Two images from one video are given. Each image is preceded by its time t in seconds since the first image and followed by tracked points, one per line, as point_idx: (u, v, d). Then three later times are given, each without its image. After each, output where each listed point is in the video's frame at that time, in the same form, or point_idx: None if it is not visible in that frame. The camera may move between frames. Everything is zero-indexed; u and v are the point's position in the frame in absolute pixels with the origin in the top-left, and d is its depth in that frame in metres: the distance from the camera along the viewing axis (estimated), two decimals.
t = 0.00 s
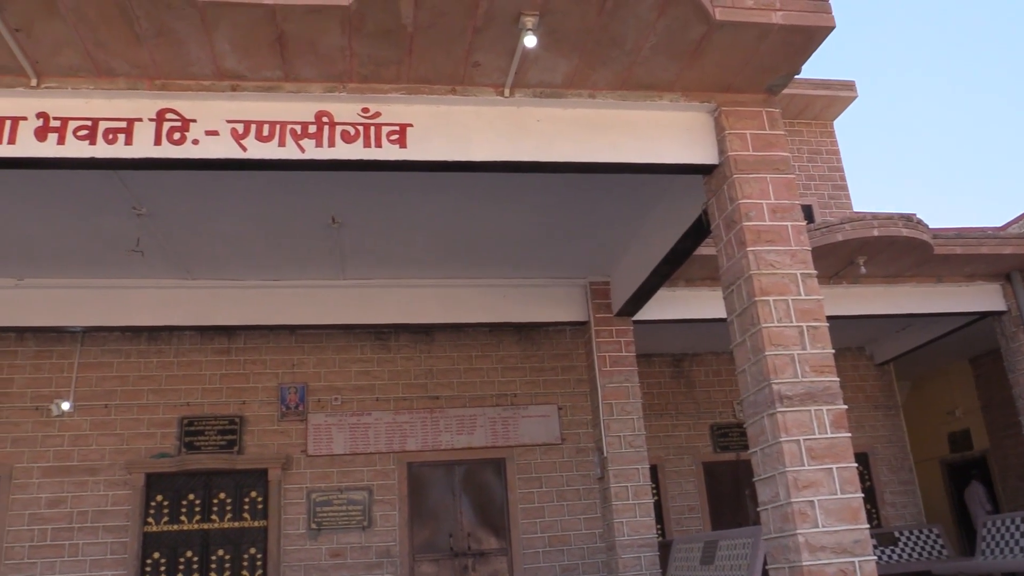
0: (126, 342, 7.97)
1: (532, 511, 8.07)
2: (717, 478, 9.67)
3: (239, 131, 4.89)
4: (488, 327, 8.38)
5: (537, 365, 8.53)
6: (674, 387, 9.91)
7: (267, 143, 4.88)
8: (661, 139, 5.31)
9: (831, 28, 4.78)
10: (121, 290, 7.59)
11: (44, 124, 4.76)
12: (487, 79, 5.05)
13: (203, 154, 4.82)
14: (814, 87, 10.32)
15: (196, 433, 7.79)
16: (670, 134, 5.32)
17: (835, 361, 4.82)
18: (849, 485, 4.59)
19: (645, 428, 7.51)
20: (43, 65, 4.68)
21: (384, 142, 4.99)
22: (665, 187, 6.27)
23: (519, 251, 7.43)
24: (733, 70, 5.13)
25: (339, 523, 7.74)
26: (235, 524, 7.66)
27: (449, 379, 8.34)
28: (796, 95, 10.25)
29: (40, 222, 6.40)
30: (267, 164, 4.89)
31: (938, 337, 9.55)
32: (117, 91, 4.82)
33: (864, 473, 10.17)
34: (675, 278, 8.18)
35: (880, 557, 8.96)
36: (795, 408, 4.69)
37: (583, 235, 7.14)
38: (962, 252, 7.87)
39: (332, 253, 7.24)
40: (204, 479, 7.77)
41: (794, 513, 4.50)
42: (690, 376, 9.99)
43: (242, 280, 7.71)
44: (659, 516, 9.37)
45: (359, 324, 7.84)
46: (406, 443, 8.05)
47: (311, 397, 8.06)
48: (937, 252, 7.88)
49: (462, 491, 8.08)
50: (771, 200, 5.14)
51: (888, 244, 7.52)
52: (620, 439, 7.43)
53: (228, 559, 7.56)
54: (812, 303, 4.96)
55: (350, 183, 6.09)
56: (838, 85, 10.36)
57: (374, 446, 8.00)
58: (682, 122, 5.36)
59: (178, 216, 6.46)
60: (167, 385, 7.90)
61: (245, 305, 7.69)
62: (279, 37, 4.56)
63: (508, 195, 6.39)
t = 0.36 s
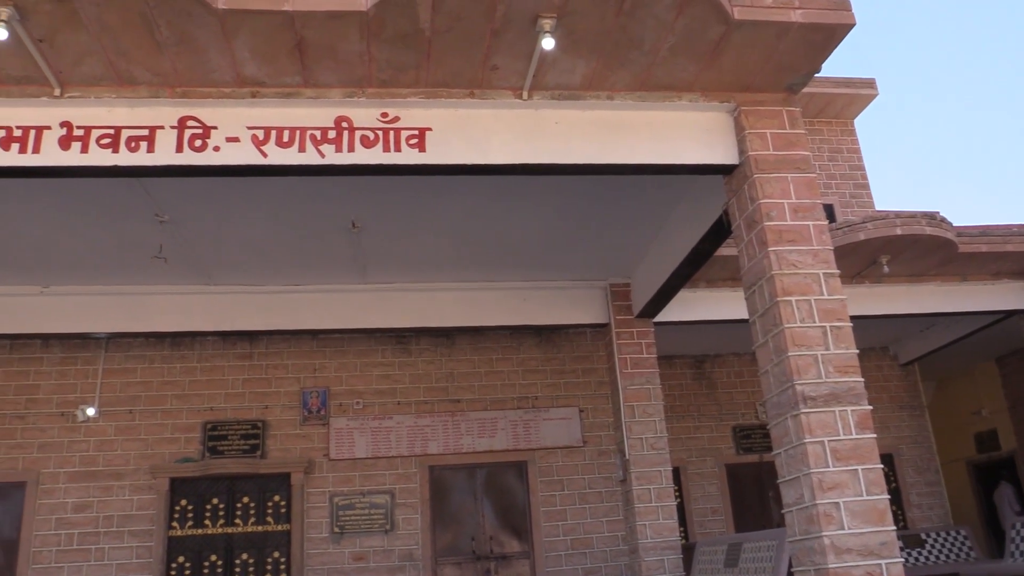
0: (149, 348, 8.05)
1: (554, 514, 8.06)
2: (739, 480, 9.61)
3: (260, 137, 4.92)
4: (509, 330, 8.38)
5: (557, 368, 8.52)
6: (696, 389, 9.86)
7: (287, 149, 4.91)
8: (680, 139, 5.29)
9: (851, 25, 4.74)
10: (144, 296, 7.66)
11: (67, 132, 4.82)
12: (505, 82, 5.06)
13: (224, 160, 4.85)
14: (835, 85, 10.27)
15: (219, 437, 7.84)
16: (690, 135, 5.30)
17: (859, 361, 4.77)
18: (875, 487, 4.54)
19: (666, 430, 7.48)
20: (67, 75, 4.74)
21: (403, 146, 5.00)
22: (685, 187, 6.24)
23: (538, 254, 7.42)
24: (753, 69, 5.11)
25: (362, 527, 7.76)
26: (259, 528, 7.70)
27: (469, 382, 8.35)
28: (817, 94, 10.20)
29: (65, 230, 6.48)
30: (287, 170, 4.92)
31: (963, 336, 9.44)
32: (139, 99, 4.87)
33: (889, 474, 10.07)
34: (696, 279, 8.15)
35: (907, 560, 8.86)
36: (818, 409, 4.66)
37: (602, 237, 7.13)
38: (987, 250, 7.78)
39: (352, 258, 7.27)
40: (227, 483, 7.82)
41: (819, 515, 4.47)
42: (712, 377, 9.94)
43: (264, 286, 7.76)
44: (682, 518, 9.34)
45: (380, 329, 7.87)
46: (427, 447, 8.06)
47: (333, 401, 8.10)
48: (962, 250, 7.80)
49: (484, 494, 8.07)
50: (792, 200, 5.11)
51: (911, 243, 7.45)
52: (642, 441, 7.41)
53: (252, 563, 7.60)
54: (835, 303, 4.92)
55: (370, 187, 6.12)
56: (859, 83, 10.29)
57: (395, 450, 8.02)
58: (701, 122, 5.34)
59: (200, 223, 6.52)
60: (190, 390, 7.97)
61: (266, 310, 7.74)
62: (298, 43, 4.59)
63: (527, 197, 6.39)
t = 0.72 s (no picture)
0: (174, 352, 8.12)
1: (578, 515, 8.04)
2: (764, 481, 9.54)
3: (281, 141, 4.95)
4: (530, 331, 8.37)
5: (579, 369, 8.50)
6: (719, 389, 9.80)
7: (309, 153, 4.94)
8: (702, 138, 5.26)
9: (874, 21, 4.70)
10: (169, 301, 7.73)
11: (92, 139, 4.88)
12: (525, 83, 5.06)
13: (246, 165, 4.89)
14: (858, 81, 10.17)
15: (244, 440, 7.90)
16: (711, 134, 5.27)
17: (885, 360, 4.72)
18: (903, 487, 4.49)
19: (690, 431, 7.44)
20: (91, 82, 4.79)
21: (424, 149, 5.02)
22: (706, 186, 6.20)
23: (559, 255, 7.41)
24: (774, 67, 5.07)
25: (386, 528, 7.79)
26: (283, 529, 7.75)
27: (492, 383, 8.35)
28: (839, 90, 10.11)
29: (93, 236, 6.57)
30: (309, 174, 4.95)
31: (991, 334, 9.32)
32: (162, 105, 4.92)
33: (917, 475, 9.95)
34: (719, 279, 8.10)
35: (936, 561, 8.75)
36: (844, 409, 4.61)
37: (623, 237, 7.11)
38: (1015, 247, 7.67)
39: (374, 260, 7.30)
40: (252, 486, 7.87)
41: (846, 516, 4.42)
42: (735, 377, 9.87)
43: (287, 290, 7.81)
44: (706, 519, 9.29)
45: (402, 331, 7.90)
46: (450, 448, 8.07)
47: (356, 403, 8.14)
48: (989, 247, 7.69)
49: (507, 496, 8.06)
50: (816, 198, 5.06)
51: (937, 240, 7.36)
52: (665, 442, 7.38)
53: (277, 564, 7.65)
54: (860, 302, 4.87)
55: (391, 190, 6.14)
56: (883, 79, 10.19)
57: (418, 452, 8.04)
58: (722, 121, 5.31)
59: (223, 227, 6.58)
60: (214, 393, 8.03)
61: (289, 313, 7.80)
62: (318, 48, 4.62)
63: (548, 198, 6.38)
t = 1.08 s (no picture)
0: (194, 355, 8.18)
1: (597, 515, 8.02)
2: (784, 480, 9.48)
3: (297, 145, 4.98)
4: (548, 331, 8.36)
5: (597, 369, 8.48)
6: (738, 388, 9.75)
7: (325, 156, 4.96)
8: (718, 136, 5.23)
9: (891, 15, 4.65)
10: (189, 304, 7.79)
11: (111, 145, 4.93)
12: (540, 83, 5.05)
13: (263, 168, 4.92)
14: (876, 76, 10.08)
15: (263, 442, 7.95)
16: (728, 131, 5.24)
17: (906, 358, 4.67)
18: (925, 486, 4.44)
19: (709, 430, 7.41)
20: (109, 89, 4.83)
21: (439, 150, 5.03)
22: (723, 184, 6.17)
23: (575, 255, 7.40)
24: (791, 63, 5.04)
25: (405, 530, 7.80)
26: (303, 531, 7.78)
27: (509, 384, 8.35)
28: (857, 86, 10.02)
29: (113, 241, 6.63)
30: (325, 177, 4.97)
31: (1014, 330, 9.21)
32: (180, 110, 4.96)
33: (940, 473, 9.85)
34: (736, 277, 8.06)
35: (959, 560, 8.66)
36: (865, 407, 4.57)
37: (640, 236, 7.09)
38: None
39: (390, 262, 7.32)
40: (272, 487, 7.91)
41: (868, 515, 4.38)
42: (754, 376, 9.81)
43: (305, 293, 7.85)
44: (726, 519, 9.24)
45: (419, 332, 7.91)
46: (468, 450, 8.07)
47: (374, 405, 8.16)
48: (1011, 243, 7.60)
49: (526, 496, 8.05)
50: (834, 194, 5.02)
51: (958, 236, 7.28)
52: (684, 442, 7.35)
53: (297, 566, 7.68)
54: (880, 299, 4.83)
55: (407, 191, 6.15)
56: (901, 75, 10.10)
57: (437, 453, 8.05)
58: (739, 118, 5.28)
59: (240, 231, 6.62)
60: (234, 396, 8.08)
61: (307, 316, 7.84)
62: (333, 51, 4.63)
63: (564, 198, 6.37)
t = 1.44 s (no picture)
0: (212, 356, 8.23)
1: (614, 515, 8.00)
2: (803, 479, 9.42)
3: (313, 146, 4.99)
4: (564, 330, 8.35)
5: (613, 368, 8.45)
6: (756, 386, 9.69)
7: (340, 157, 4.97)
8: (734, 134, 5.21)
9: (909, 10, 4.61)
10: (206, 306, 7.83)
11: (128, 148, 4.97)
12: (554, 82, 5.04)
13: (279, 170, 4.94)
14: (894, 72, 9.99)
15: (281, 442, 7.98)
16: (744, 128, 5.22)
17: (926, 355, 4.63)
18: (946, 485, 4.40)
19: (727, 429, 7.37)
20: (126, 92, 4.87)
21: (454, 150, 5.03)
22: (740, 181, 6.14)
23: (591, 254, 7.39)
24: (807, 59, 5.00)
25: (423, 529, 7.81)
26: (321, 531, 7.81)
27: (526, 383, 8.34)
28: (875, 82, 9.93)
29: (131, 243, 6.68)
30: (340, 177, 4.99)
31: None
32: (196, 113, 4.99)
33: (961, 472, 9.76)
34: (754, 275, 8.01)
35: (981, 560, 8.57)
36: (885, 405, 4.53)
37: (656, 235, 7.06)
38: None
39: (406, 262, 7.33)
40: (290, 488, 7.95)
41: (888, 514, 4.34)
42: (772, 374, 9.76)
43: (321, 294, 7.88)
44: (744, 518, 9.19)
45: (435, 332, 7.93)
46: (485, 449, 8.08)
47: (391, 405, 8.18)
48: None
49: (543, 496, 8.04)
50: (852, 191, 4.99)
51: (978, 232, 7.22)
52: (701, 441, 7.32)
53: (315, 566, 7.71)
54: (899, 296, 4.79)
55: (422, 191, 6.15)
56: (919, 70, 10.00)
57: (454, 452, 8.06)
58: (755, 115, 5.25)
59: (257, 232, 6.65)
60: (252, 397, 8.12)
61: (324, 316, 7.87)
62: (348, 52, 4.64)
63: (580, 197, 6.35)
